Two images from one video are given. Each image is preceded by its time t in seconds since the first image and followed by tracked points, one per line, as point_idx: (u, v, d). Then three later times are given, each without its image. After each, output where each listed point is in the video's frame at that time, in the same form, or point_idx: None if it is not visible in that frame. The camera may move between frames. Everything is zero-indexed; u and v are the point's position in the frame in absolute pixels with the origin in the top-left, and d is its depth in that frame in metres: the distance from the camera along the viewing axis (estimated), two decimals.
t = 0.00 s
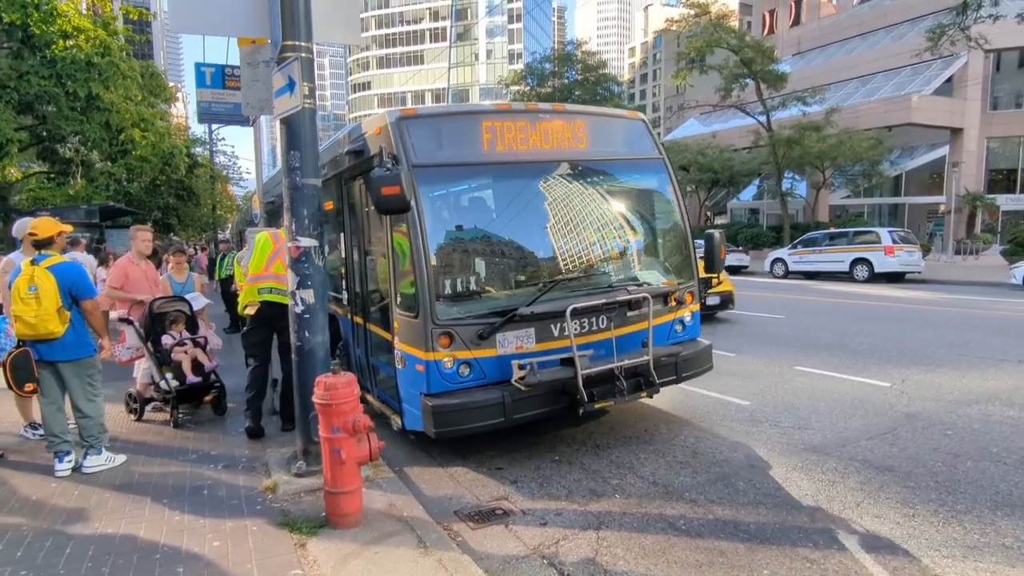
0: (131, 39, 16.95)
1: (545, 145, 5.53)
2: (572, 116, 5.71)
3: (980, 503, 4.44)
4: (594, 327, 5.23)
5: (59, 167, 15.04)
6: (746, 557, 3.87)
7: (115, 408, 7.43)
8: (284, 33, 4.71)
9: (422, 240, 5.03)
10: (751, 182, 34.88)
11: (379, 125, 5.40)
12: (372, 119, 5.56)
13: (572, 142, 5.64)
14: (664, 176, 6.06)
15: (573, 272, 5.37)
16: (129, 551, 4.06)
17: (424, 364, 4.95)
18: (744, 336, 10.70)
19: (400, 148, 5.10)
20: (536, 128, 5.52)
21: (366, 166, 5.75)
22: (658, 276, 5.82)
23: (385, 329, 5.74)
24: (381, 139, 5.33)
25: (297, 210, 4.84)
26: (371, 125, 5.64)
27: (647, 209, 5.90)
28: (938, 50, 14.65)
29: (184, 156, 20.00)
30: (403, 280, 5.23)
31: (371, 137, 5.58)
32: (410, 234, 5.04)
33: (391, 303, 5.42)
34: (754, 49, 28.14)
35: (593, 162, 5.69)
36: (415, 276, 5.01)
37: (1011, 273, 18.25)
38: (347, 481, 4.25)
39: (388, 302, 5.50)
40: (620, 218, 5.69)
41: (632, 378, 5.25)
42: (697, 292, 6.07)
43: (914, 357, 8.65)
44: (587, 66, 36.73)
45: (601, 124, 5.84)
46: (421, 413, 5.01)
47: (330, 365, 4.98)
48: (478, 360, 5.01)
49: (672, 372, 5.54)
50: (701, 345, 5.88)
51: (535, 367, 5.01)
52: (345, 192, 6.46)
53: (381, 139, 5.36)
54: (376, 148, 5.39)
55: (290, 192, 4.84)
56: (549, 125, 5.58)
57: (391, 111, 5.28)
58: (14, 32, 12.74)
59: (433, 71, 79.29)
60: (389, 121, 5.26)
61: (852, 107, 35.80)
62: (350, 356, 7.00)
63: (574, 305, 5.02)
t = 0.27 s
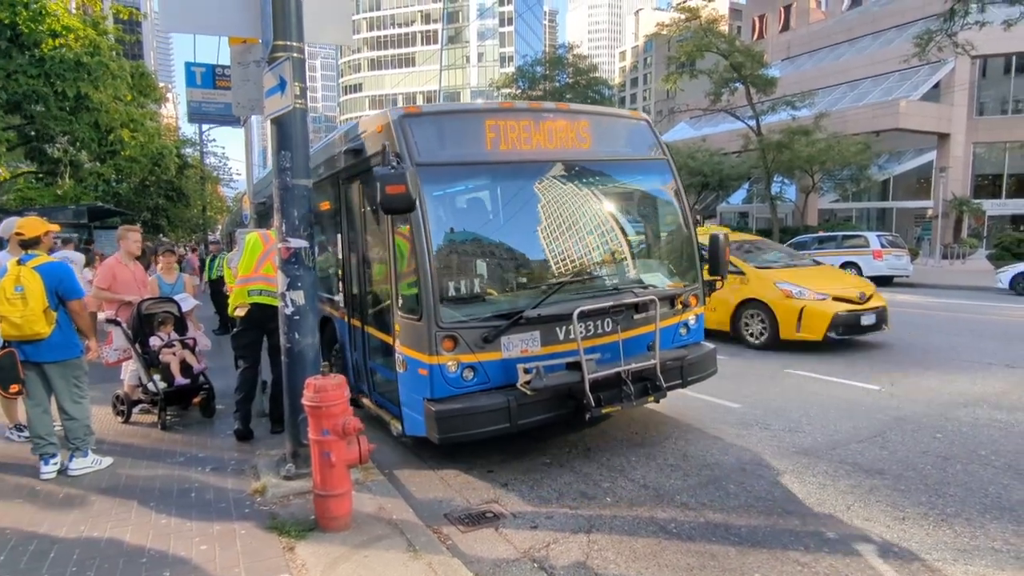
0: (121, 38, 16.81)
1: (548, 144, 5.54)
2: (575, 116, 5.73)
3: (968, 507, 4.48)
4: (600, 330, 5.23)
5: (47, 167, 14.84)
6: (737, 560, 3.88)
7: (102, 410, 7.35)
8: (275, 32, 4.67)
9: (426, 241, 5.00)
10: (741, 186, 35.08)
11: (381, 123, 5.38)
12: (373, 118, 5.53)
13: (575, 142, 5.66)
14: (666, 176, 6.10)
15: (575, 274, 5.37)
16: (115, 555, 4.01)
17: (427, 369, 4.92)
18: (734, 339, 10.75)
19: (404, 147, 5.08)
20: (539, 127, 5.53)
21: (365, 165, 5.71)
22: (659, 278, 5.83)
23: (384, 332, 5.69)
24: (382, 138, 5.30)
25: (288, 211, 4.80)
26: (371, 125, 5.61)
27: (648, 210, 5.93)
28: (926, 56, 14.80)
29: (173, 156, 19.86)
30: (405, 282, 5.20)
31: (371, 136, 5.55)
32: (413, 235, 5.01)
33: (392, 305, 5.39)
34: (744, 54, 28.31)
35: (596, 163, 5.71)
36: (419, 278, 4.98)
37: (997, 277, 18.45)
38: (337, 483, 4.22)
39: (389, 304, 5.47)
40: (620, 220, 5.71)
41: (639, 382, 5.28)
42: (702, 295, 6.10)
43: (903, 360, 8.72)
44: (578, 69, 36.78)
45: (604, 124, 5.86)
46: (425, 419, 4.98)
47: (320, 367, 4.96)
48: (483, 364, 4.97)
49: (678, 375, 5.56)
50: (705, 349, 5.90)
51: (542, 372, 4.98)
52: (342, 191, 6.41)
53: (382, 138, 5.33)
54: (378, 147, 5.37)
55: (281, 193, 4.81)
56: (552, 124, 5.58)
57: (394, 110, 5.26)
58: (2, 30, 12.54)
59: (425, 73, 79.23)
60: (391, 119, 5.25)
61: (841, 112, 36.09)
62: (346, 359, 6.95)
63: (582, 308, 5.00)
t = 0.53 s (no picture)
0: (112, 38, 16.70)
1: (555, 143, 5.43)
2: (582, 114, 5.62)
3: (958, 507, 4.51)
4: (610, 332, 5.16)
5: (36, 167, 14.59)
6: (728, 561, 3.89)
7: (90, 412, 7.29)
8: (266, 32, 4.66)
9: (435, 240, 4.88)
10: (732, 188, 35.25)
11: (387, 120, 5.27)
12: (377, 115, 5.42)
13: (582, 140, 5.56)
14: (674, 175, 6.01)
15: (583, 276, 5.27)
16: (103, 557, 3.98)
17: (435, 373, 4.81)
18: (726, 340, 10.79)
19: (409, 144, 4.97)
20: (546, 125, 5.43)
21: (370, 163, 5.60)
22: (667, 279, 5.74)
23: (386, 334, 5.64)
24: (388, 134, 5.19)
25: (278, 211, 4.78)
26: (375, 122, 5.49)
27: (654, 210, 5.83)
28: (916, 59, 14.92)
29: (164, 157, 19.75)
30: (411, 283, 5.09)
31: (376, 133, 5.45)
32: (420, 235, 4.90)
33: (398, 307, 5.29)
34: (736, 56, 28.46)
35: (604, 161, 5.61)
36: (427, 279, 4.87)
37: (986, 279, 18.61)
38: (327, 485, 4.20)
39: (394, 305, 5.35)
40: (627, 219, 5.61)
41: (650, 386, 5.23)
42: (710, 298, 6.03)
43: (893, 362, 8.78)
44: (571, 71, 36.84)
45: (612, 122, 5.76)
46: (431, 424, 4.89)
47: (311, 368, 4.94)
48: (491, 367, 4.87)
49: (687, 378, 5.49)
50: (715, 352, 5.84)
51: (552, 375, 4.88)
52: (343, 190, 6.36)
53: (388, 135, 5.23)
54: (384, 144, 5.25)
55: (271, 193, 4.78)
56: (559, 122, 5.48)
57: (401, 107, 5.15)
58: None
59: (417, 75, 79.16)
60: (397, 116, 5.15)
61: (832, 115, 36.34)
62: (345, 363, 6.82)
63: (595, 310, 4.91)
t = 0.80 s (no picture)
0: (105, 37, 16.62)
1: (568, 140, 5.29)
2: (595, 111, 5.48)
3: (951, 507, 4.53)
4: (626, 334, 5.04)
5: (29, 168, 14.41)
6: (723, 561, 3.90)
7: (83, 413, 7.24)
8: (261, 32, 4.65)
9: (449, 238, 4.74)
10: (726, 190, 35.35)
11: (398, 115, 5.12)
12: (387, 109, 5.26)
13: (595, 139, 5.42)
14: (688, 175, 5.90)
15: (596, 277, 5.15)
16: (96, 559, 3.95)
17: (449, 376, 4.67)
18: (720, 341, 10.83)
19: (421, 141, 4.82)
20: (559, 122, 5.28)
21: (380, 160, 5.45)
22: (681, 281, 5.61)
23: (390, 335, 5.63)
24: (400, 129, 5.04)
25: (273, 211, 4.77)
26: (385, 116, 5.33)
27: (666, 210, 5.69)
28: (909, 62, 15.00)
29: (157, 157, 19.68)
30: (422, 283, 4.96)
31: (386, 130, 5.30)
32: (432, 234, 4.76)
33: (407, 307, 5.16)
34: (730, 59, 28.55)
35: (617, 160, 5.48)
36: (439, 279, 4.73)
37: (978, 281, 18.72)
38: (322, 486, 4.19)
39: (404, 305, 5.21)
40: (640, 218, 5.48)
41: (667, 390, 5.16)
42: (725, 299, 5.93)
43: (887, 363, 8.82)
44: (566, 73, 36.89)
45: (625, 120, 5.62)
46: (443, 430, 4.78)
47: (305, 369, 4.92)
48: (505, 371, 4.75)
49: (703, 382, 5.46)
50: (729, 355, 5.78)
51: (570, 379, 4.77)
52: (348, 189, 6.29)
53: (399, 130, 5.09)
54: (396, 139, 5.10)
55: (265, 193, 4.77)
56: (571, 119, 5.34)
57: (413, 101, 5.00)
58: None
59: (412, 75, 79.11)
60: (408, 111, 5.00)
61: (825, 117, 36.51)
62: (349, 364, 6.68)
63: (612, 312, 4.81)
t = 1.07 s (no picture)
0: (101, 37, 16.58)
1: (583, 138, 5.15)
2: (611, 109, 5.35)
3: (946, 509, 4.54)
4: (646, 337, 4.98)
5: (21, 167, 14.54)
6: (719, 564, 3.89)
7: (76, 414, 7.20)
8: (257, 32, 4.64)
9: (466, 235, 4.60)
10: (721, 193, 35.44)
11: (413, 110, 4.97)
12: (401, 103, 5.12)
13: (611, 137, 5.28)
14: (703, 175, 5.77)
15: (612, 280, 5.01)
16: (88, 561, 3.92)
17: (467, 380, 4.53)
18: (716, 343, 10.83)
19: (437, 136, 4.67)
20: (574, 120, 5.14)
21: (391, 157, 5.31)
22: (697, 283, 5.50)
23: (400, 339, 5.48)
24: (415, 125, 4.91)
25: (268, 212, 4.76)
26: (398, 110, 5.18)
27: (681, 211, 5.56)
28: (903, 66, 15.06)
29: (152, 158, 19.63)
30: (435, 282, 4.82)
31: (399, 128, 5.17)
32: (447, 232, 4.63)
33: (420, 308, 5.01)
34: (726, 62, 28.63)
35: (634, 158, 5.34)
36: (455, 280, 4.59)
37: (972, 284, 18.78)
38: (317, 488, 4.17)
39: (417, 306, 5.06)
40: (654, 217, 5.34)
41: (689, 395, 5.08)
42: (742, 302, 5.81)
43: (882, 365, 8.84)
44: (562, 75, 36.92)
45: (641, 119, 5.50)
46: (460, 437, 4.61)
47: (300, 370, 4.90)
48: (524, 375, 4.62)
49: (723, 386, 5.38)
50: (748, 359, 5.68)
51: (591, 385, 4.68)
52: (353, 189, 6.22)
53: (412, 126, 4.96)
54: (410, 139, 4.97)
55: (261, 193, 4.76)
56: (587, 117, 5.20)
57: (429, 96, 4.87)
58: None
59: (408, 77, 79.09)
60: (422, 106, 4.87)
61: (820, 121, 36.64)
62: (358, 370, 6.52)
63: (633, 314, 4.75)
